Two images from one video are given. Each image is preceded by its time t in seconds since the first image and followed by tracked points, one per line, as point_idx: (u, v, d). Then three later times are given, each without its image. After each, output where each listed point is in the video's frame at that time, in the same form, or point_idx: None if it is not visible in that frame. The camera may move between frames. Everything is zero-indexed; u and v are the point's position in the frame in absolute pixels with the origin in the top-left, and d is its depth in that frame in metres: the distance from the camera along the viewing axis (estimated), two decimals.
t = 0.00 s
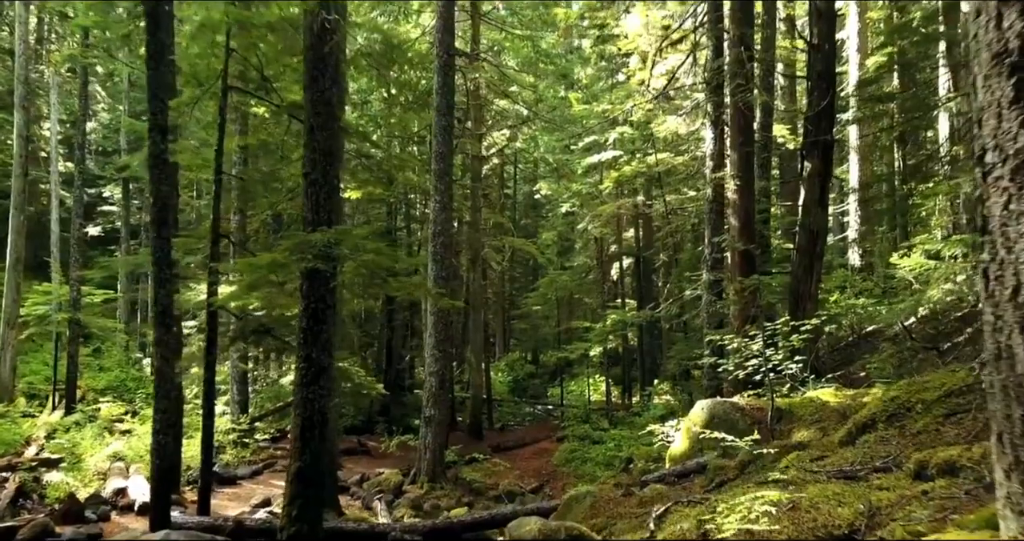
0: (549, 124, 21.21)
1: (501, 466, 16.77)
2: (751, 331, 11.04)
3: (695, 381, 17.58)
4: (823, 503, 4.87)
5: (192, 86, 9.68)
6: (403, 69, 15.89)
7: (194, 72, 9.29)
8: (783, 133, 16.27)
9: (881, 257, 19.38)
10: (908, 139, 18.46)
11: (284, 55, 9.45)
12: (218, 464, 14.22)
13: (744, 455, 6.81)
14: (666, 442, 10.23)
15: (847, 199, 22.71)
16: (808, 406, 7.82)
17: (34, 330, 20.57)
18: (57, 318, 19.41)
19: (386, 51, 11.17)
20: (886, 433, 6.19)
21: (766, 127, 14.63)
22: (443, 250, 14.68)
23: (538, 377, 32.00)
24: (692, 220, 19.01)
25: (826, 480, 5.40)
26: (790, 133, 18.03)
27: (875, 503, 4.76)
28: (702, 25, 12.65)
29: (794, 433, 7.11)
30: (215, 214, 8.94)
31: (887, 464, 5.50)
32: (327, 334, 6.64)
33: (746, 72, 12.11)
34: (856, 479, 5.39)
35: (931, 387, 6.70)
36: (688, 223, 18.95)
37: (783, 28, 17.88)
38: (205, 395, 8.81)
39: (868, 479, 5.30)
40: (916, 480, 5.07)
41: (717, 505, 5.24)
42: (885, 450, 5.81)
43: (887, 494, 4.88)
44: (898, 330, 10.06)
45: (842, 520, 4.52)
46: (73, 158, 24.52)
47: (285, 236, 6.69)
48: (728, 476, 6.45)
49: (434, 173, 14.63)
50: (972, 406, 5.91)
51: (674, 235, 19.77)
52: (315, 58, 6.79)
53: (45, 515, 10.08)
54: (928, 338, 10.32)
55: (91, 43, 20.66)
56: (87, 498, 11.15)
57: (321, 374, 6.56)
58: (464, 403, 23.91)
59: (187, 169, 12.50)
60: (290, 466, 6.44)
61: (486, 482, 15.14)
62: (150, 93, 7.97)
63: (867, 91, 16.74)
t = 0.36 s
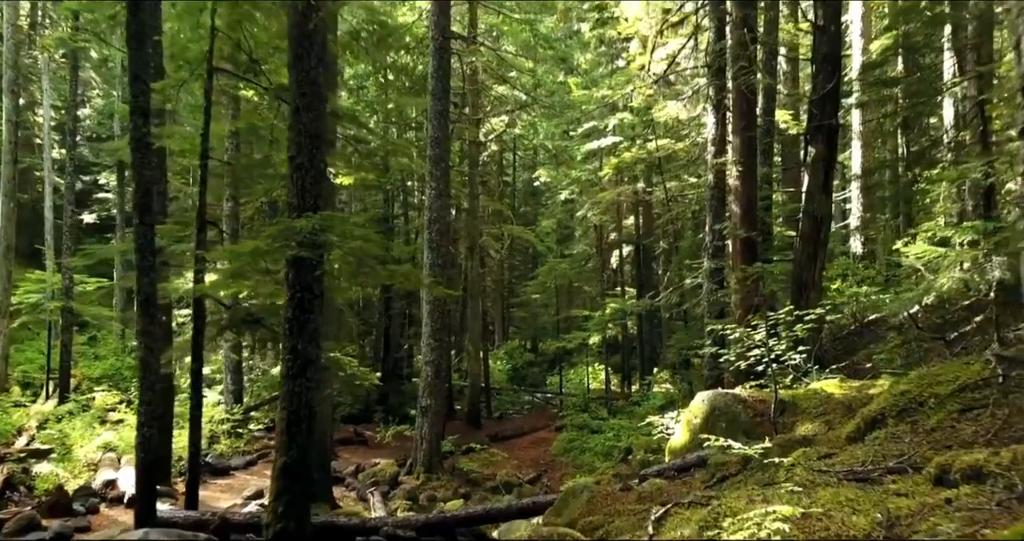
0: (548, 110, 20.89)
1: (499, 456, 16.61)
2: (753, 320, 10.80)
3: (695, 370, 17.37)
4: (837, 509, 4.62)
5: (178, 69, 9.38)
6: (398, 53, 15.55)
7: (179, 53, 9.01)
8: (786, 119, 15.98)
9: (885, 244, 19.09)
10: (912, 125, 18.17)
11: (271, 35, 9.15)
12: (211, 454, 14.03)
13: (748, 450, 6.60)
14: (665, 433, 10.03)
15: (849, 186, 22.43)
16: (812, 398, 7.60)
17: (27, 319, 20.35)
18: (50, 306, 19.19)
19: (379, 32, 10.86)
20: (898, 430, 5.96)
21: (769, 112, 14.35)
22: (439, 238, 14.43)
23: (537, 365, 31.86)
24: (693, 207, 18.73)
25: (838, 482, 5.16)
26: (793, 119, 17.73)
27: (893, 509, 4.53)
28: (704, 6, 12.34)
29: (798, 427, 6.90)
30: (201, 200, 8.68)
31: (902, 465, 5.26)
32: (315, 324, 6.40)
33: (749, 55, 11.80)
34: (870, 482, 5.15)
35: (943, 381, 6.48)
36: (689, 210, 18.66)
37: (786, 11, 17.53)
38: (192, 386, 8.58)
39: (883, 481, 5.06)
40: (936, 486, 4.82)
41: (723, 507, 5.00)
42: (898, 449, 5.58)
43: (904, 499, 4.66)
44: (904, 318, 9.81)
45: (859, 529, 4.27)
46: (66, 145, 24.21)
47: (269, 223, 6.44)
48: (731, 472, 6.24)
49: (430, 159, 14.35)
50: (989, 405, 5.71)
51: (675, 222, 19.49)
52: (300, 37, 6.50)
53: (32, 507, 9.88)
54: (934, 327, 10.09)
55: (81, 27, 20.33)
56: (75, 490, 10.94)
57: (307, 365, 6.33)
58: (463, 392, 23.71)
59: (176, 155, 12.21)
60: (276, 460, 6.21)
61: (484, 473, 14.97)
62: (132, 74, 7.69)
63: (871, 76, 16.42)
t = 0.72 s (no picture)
0: (547, 96, 20.56)
1: (497, 446, 16.44)
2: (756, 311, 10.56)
3: (695, 360, 17.18)
4: (849, 514, 4.32)
5: (164, 50, 9.06)
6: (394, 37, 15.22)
7: (165, 35, 8.70)
8: (789, 105, 15.69)
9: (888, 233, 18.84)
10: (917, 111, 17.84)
11: (259, 15, 8.84)
12: (205, 445, 13.83)
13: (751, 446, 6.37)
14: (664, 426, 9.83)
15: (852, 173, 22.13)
16: (816, 391, 7.37)
17: (19, 308, 20.09)
18: (42, 295, 18.93)
19: (372, 13, 10.55)
20: (911, 427, 5.71)
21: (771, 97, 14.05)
22: (435, 226, 14.16)
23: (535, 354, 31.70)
24: (693, 194, 18.45)
25: (849, 484, 4.88)
26: (796, 105, 17.41)
27: (909, 512, 4.29)
28: None
29: (803, 422, 6.68)
30: (188, 187, 8.40)
31: (918, 467, 4.98)
32: (301, 315, 6.16)
33: (752, 38, 11.49)
34: (885, 484, 4.86)
35: (954, 375, 6.25)
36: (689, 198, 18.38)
37: None
38: (180, 378, 8.34)
39: (898, 484, 4.78)
40: (957, 491, 4.52)
41: (727, 512, 4.72)
42: (912, 449, 5.31)
43: (919, 501, 4.43)
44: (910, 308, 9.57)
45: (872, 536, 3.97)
46: (58, 132, 23.88)
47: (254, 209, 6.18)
48: (734, 469, 6.01)
49: (425, 146, 14.05)
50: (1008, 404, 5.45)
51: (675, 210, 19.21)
52: (285, 14, 6.19)
53: (19, 500, 9.68)
54: (940, 318, 9.87)
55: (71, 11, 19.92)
56: (64, 482, 10.72)
57: (294, 357, 6.10)
58: (461, 381, 23.51)
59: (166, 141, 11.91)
60: (261, 457, 5.98)
61: (481, 464, 14.79)
62: (113, 55, 7.38)
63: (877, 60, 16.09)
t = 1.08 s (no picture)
0: (545, 80, 20.18)
1: (494, 436, 16.24)
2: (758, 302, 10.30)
3: (695, 349, 16.94)
4: (866, 526, 4.09)
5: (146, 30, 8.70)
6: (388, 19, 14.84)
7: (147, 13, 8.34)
8: (791, 89, 15.34)
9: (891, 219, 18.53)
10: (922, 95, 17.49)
11: None
12: (196, 436, 13.61)
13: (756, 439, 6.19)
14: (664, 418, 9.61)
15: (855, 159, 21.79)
16: (820, 383, 7.14)
17: (10, 296, 19.78)
18: (32, 283, 18.61)
19: None
20: (924, 426, 5.49)
21: (774, 79, 13.70)
22: (430, 212, 13.85)
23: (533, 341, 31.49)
24: (694, 180, 18.12)
25: (863, 490, 4.66)
26: (799, 89, 17.05)
27: (928, 523, 4.08)
28: None
29: (809, 414, 6.49)
30: (171, 172, 8.08)
31: (935, 472, 4.77)
32: (285, 306, 5.89)
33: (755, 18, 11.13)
34: (901, 490, 4.65)
35: (968, 368, 6.03)
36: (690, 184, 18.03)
37: None
38: (165, 370, 8.07)
39: (915, 492, 4.57)
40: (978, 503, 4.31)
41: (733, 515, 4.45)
42: (928, 451, 5.09)
43: (936, 512, 4.23)
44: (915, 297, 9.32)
45: None
46: (49, 117, 23.47)
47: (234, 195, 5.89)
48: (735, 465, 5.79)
49: (420, 130, 13.71)
50: None
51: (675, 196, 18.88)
52: None
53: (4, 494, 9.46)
54: (947, 308, 9.62)
55: None
56: (50, 475, 10.48)
57: (277, 349, 5.84)
58: (458, 369, 23.26)
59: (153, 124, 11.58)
60: (243, 453, 5.75)
61: (478, 454, 14.59)
62: (89, 33, 7.02)
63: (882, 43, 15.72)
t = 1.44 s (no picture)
0: (544, 65, 19.81)
1: (491, 426, 16.04)
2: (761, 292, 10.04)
3: (695, 338, 16.72)
4: None
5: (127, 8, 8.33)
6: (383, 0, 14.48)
7: None
8: (795, 73, 15.01)
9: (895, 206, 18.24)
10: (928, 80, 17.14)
11: None
12: (188, 427, 13.37)
13: (755, 445, 5.68)
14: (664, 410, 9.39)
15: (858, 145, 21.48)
16: (826, 376, 6.87)
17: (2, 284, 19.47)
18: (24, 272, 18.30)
19: None
20: (946, 428, 4.81)
21: (777, 63, 13.36)
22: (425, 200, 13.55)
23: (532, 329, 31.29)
24: (695, 167, 17.80)
25: (879, 505, 3.97)
26: (802, 73, 16.70)
27: (954, 535, 3.46)
28: None
29: (813, 418, 5.95)
30: (154, 157, 7.74)
31: (961, 482, 4.05)
32: (267, 297, 5.62)
33: None
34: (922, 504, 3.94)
35: (988, 361, 5.40)
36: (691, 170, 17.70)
37: None
38: (149, 361, 7.79)
39: (939, 505, 3.87)
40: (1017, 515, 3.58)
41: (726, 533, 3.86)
42: (953, 458, 4.37)
43: (964, 519, 3.60)
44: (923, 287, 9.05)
45: None
46: (41, 102, 23.07)
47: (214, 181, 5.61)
48: (738, 466, 5.47)
49: (415, 115, 13.39)
50: None
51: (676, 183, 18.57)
52: None
53: None
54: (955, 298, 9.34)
55: None
56: (36, 468, 10.26)
57: (259, 342, 5.58)
58: (456, 358, 23.02)
59: (140, 108, 11.26)
60: (224, 450, 5.51)
61: (475, 444, 14.37)
62: (63, 10, 6.65)
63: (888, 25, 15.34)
